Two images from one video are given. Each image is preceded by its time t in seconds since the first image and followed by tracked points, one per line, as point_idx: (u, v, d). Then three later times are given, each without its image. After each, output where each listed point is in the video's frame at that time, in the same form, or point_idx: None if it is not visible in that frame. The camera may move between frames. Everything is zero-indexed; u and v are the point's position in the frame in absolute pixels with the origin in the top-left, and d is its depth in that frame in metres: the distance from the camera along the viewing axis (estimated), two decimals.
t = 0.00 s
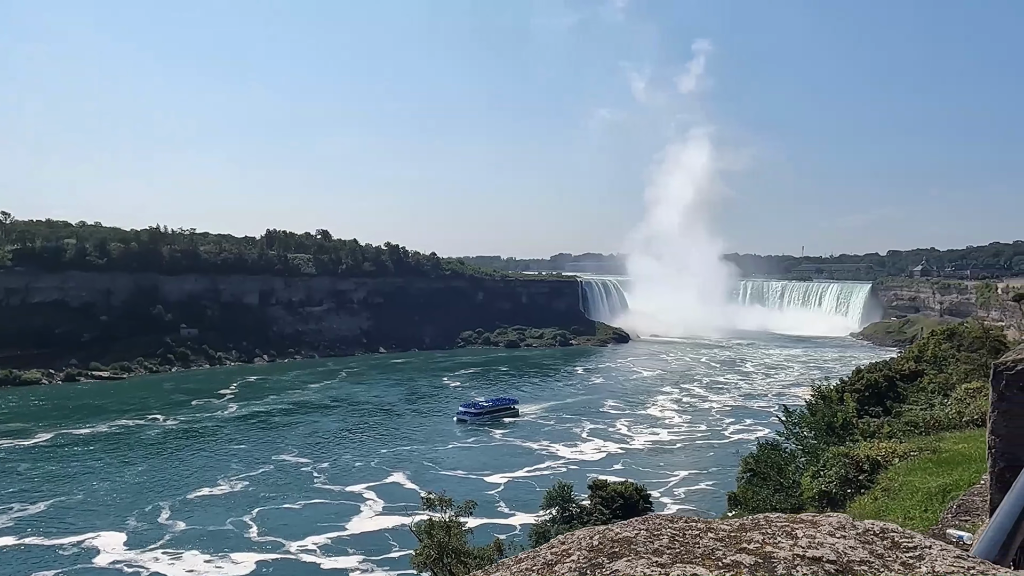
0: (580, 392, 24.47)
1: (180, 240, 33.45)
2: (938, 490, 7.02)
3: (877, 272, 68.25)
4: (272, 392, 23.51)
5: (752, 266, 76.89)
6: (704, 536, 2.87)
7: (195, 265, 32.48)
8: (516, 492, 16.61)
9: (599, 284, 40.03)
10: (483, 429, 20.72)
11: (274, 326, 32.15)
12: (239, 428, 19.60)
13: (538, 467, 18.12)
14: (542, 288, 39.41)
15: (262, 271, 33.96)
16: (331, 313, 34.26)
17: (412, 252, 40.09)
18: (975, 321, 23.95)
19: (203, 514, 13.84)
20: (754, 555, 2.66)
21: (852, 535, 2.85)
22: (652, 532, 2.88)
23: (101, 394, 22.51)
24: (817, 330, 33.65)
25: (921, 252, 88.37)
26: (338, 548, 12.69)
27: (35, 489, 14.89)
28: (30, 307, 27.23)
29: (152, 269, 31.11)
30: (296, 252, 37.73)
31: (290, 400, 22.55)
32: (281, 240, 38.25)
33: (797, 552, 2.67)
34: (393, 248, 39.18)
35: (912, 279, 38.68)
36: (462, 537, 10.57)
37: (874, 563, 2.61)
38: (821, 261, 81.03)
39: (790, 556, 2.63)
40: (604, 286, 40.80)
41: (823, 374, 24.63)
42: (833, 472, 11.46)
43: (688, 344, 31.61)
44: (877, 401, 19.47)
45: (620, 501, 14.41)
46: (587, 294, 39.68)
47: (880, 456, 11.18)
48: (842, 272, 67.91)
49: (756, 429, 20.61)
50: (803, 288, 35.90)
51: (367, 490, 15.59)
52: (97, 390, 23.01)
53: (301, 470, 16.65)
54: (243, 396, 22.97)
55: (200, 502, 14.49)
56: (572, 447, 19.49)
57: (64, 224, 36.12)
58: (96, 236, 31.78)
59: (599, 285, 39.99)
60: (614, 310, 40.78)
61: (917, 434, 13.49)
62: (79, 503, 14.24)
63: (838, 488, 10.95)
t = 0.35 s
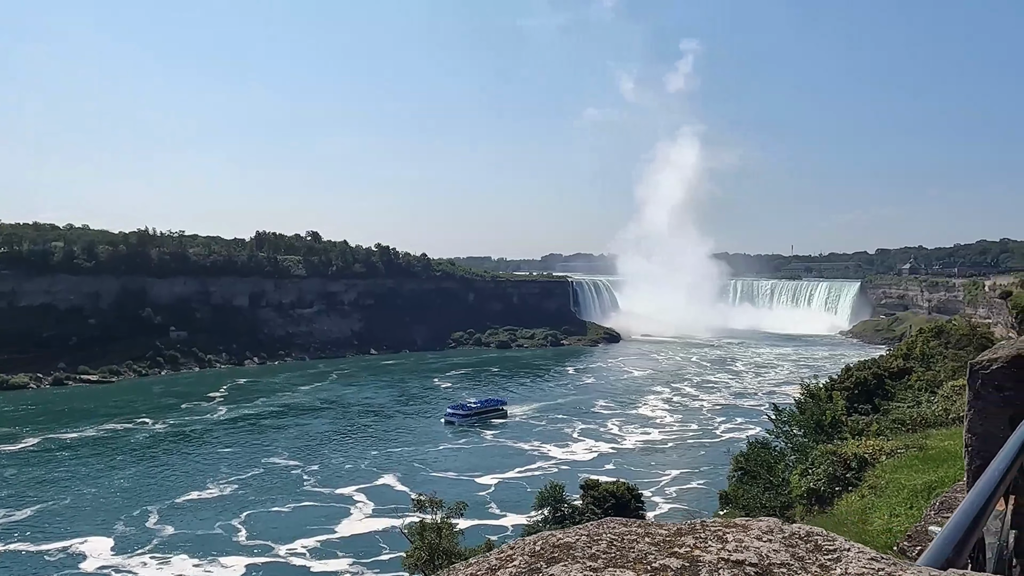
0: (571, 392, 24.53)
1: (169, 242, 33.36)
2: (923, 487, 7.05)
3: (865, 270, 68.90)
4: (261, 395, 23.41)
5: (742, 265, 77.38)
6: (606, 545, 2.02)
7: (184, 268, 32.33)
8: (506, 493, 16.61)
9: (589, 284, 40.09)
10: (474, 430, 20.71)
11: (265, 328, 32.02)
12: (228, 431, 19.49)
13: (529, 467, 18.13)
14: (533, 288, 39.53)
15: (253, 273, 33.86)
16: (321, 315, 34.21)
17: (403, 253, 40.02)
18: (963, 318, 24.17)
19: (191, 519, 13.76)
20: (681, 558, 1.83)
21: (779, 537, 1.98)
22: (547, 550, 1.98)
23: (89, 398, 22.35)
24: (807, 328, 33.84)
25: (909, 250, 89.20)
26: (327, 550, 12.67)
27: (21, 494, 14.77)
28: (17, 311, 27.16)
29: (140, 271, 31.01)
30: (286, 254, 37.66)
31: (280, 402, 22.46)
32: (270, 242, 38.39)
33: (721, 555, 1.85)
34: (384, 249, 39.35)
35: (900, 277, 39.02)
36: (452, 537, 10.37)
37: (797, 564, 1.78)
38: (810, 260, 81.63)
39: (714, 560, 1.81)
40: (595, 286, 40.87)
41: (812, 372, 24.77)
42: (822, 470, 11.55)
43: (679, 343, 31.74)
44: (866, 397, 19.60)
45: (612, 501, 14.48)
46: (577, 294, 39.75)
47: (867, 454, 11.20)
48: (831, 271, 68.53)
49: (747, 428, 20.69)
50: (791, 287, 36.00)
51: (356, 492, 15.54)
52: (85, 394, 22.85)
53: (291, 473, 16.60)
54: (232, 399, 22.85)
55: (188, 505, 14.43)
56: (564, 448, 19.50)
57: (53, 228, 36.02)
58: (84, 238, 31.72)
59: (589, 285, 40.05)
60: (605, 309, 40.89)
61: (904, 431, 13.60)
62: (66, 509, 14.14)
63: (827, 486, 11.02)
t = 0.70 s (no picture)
0: (541, 379, 24.63)
1: (131, 241, 33.50)
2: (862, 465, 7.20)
3: (834, 247, 69.78)
4: (229, 393, 23.26)
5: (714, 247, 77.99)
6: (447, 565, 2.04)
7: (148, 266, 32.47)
8: (474, 484, 16.65)
9: (559, 269, 40.12)
10: (443, 420, 20.72)
11: (233, 324, 31.78)
12: (193, 431, 19.38)
13: (498, 456, 18.18)
14: (504, 275, 39.70)
15: (216, 269, 34.13)
16: (290, 309, 34.06)
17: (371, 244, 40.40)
18: (922, 292, 24.65)
19: (150, 523, 13.76)
20: None
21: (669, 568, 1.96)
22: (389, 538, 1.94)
23: (52, 402, 22.07)
24: (775, 306, 34.21)
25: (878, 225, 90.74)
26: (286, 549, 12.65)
27: None
28: None
29: (102, 272, 30.95)
30: (252, 250, 37.79)
31: (247, 400, 22.33)
32: (235, 237, 38.74)
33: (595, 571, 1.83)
34: (351, 241, 39.82)
35: (866, 253, 39.57)
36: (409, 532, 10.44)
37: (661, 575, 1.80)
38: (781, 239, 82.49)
39: None
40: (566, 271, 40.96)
41: (778, 350, 25.14)
42: (776, 446, 11.69)
43: (650, 326, 32.06)
44: (830, 373, 19.88)
45: (585, 485, 14.56)
46: (548, 279, 39.80)
47: (818, 430, 11.31)
48: (801, 249, 69.36)
49: (716, 408, 20.91)
50: (758, 266, 36.17)
51: (321, 489, 15.53)
52: (47, 398, 22.57)
53: (255, 471, 16.61)
54: (199, 397, 22.68)
55: (146, 510, 14.42)
56: (534, 436, 19.55)
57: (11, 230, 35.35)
58: (42, 239, 31.26)
59: (559, 269, 40.08)
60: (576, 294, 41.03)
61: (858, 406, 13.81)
62: (22, 517, 14.01)
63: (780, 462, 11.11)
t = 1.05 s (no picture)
0: (530, 379, 24.68)
1: (118, 241, 33.43)
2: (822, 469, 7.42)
3: (819, 249, 70.36)
4: (215, 393, 23.15)
5: (702, 248, 78.41)
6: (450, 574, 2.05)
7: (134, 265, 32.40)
8: (462, 484, 16.64)
9: (548, 270, 40.17)
10: (431, 421, 20.69)
11: (221, 324, 31.62)
12: (178, 431, 19.29)
13: (486, 456, 18.18)
14: (493, 275, 39.81)
15: (204, 269, 33.99)
16: (278, 310, 34.03)
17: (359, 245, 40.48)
18: (908, 293, 24.87)
19: (134, 525, 13.69)
20: None
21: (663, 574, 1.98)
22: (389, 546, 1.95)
23: (36, 402, 21.90)
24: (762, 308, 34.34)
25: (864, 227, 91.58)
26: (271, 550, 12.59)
27: None
28: None
29: (88, 271, 30.79)
30: (239, 250, 37.73)
31: (234, 400, 22.24)
32: (223, 236, 38.83)
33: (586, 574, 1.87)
34: (340, 241, 39.87)
35: (852, 254, 39.91)
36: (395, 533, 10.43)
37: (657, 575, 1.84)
38: (769, 241, 83.09)
39: None
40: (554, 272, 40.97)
41: (765, 350, 25.29)
42: (765, 446, 11.73)
43: (638, 326, 32.16)
44: (816, 373, 20.02)
45: (574, 485, 14.60)
46: (536, 280, 39.88)
47: (807, 429, 11.37)
48: (786, 251, 69.96)
49: (704, 409, 20.98)
50: (746, 269, 36.26)
51: (307, 490, 15.48)
52: (31, 398, 22.39)
53: (241, 472, 16.57)
54: (185, 398, 22.56)
55: (131, 511, 14.35)
56: (523, 436, 19.54)
57: None
58: (27, 238, 31.09)
59: (547, 270, 40.12)
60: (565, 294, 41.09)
61: (844, 406, 13.93)
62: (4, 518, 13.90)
63: (769, 461, 11.15)
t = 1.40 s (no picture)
0: (518, 381, 24.69)
1: (103, 242, 33.32)
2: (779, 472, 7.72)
3: (805, 253, 70.92)
4: (201, 395, 23.01)
5: (689, 251, 78.81)
6: None
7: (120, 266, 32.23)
8: (449, 487, 16.60)
9: (536, 272, 40.24)
10: (418, 424, 20.65)
11: (208, 326, 31.42)
12: (163, 434, 19.16)
13: (474, 459, 18.15)
14: (482, 277, 39.86)
15: (191, 271, 33.80)
16: (265, 311, 34.05)
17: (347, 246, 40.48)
18: (893, 296, 25.07)
19: (117, 528, 13.58)
20: None
21: None
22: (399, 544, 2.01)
23: (19, 404, 21.68)
24: (749, 311, 34.49)
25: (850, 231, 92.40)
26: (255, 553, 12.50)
27: None
28: None
29: (73, 272, 30.60)
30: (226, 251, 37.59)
31: (220, 402, 22.11)
32: (210, 237, 38.93)
33: None
34: (328, 242, 39.83)
35: (839, 258, 40.24)
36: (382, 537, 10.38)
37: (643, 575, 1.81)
38: (756, 244, 83.66)
39: None
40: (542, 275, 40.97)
41: (752, 353, 25.42)
42: (752, 449, 11.75)
43: (626, 329, 32.26)
44: (803, 376, 20.16)
45: (562, 488, 14.61)
46: (525, 283, 39.95)
47: (794, 431, 11.44)
48: (773, 254, 70.49)
49: (691, 411, 21.06)
50: (734, 271, 36.41)
51: (292, 493, 15.40)
52: (14, 400, 22.18)
53: (226, 475, 16.47)
54: (171, 400, 22.41)
55: (113, 514, 14.22)
56: (511, 439, 19.53)
57: None
58: (11, 238, 30.89)
59: (536, 273, 40.19)
60: (554, 297, 41.16)
61: (830, 408, 14.04)
62: None
63: (757, 463, 11.20)
